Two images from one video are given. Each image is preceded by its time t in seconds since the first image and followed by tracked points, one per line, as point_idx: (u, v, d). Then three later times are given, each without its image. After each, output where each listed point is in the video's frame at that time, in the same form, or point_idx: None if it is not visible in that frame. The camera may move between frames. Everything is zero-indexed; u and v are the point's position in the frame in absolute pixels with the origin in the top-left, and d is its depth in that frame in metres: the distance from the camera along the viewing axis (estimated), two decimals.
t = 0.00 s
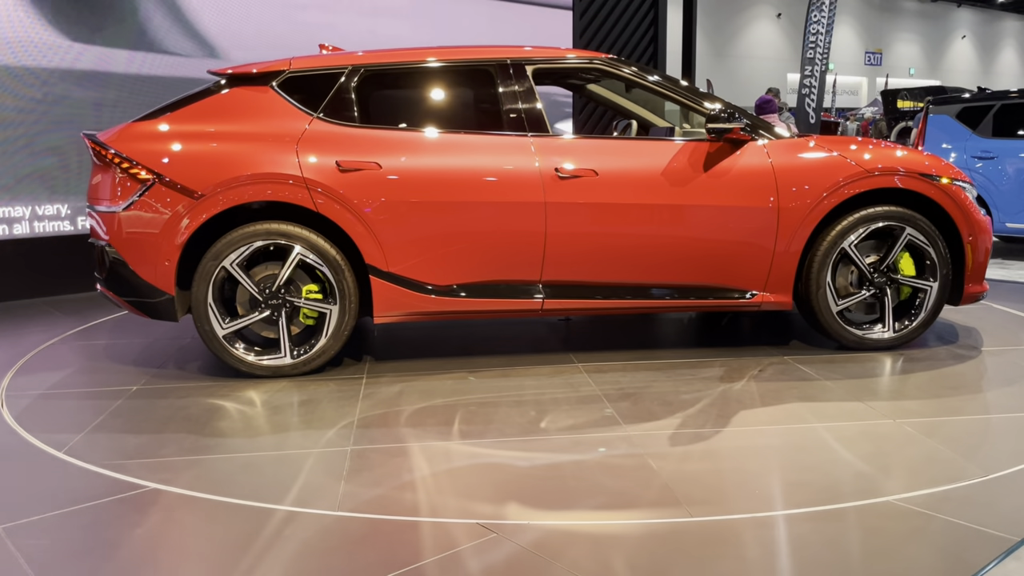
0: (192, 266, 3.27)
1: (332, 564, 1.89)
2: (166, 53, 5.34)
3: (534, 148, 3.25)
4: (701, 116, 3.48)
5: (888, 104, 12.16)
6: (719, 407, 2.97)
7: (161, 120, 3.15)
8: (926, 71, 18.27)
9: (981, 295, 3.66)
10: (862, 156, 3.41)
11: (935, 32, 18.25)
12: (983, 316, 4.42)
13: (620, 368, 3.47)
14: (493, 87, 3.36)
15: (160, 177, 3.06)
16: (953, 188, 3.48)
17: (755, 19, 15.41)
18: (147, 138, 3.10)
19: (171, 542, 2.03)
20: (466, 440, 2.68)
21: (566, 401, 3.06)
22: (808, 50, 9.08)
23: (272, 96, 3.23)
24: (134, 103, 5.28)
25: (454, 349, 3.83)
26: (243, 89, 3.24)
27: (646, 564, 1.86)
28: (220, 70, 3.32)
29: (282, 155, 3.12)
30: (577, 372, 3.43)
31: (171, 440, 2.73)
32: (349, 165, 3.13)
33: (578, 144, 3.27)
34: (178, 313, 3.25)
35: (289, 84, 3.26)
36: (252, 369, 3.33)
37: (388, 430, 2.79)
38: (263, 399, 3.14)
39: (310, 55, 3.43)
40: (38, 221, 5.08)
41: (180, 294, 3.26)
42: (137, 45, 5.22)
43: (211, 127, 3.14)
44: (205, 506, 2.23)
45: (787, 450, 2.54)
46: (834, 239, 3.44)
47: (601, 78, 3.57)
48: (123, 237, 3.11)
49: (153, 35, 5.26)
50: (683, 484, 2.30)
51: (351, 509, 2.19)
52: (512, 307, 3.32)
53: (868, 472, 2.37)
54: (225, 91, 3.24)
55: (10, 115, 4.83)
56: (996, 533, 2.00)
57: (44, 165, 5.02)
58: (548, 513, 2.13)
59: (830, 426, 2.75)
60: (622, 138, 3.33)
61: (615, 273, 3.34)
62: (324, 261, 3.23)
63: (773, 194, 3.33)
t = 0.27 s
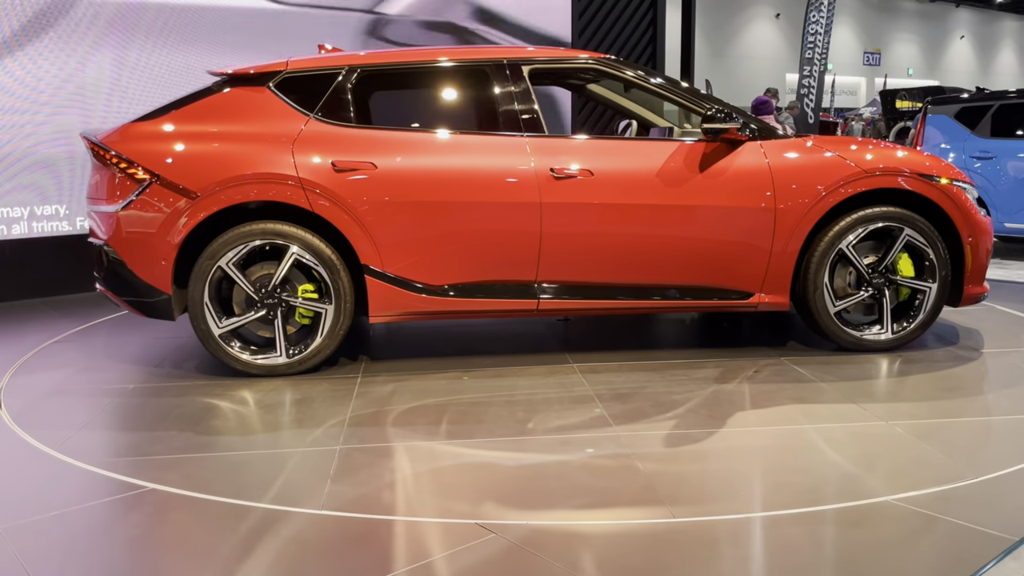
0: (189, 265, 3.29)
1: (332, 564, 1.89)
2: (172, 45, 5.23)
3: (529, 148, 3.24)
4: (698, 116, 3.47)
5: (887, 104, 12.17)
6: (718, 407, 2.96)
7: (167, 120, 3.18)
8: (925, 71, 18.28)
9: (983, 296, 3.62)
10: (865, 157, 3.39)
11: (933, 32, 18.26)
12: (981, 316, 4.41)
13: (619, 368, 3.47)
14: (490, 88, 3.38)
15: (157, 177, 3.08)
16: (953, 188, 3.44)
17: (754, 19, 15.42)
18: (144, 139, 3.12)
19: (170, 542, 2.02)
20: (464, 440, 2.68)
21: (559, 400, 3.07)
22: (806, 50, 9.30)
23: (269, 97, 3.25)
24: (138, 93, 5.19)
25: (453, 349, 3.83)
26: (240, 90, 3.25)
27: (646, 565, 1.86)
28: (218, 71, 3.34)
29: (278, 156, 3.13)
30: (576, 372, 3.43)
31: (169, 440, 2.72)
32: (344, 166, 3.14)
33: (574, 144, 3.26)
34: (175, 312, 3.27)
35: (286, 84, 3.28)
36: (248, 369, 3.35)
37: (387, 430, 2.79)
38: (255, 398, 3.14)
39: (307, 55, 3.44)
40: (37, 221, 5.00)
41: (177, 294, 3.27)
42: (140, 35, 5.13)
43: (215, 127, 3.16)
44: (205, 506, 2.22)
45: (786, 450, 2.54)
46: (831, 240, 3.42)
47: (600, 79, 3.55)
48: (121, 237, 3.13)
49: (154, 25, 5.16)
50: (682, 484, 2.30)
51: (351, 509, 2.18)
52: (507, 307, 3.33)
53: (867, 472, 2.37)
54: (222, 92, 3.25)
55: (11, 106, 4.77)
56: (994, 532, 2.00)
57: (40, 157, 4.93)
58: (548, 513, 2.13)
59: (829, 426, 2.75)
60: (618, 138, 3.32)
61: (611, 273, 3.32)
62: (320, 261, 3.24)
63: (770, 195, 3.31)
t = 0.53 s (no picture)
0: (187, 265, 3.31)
1: (331, 564, 1.89)
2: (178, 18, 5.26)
3: (525, 148, 3.24)
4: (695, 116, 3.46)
5: (885, 104, 12.17)
6: (717, 407, 2.97)
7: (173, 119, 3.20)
8: (923, 71, 18.29)
9: (984, 297, 3.59)
10: (866, 158, 3.37)
11: (932, 32, 18.27)
12: (979, 316, 4.42)
13: (618, 369, 3.47)
14: (487, 88, 3.37)
15: (154, 178, 3.10)
16: (953, 188, 3.41)
17: (753, 19, 15.43)
18: (143, 139, 3.14)
19: (170, 541, 2.01)
20: (463, 440, 2.67)
21: (553, 400, 3.07)
22: (805, 50, 9.40)
23: (266, 97, 3.25)
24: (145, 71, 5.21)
25: (451, 350, 3.83)
26: (237, 90, 3.26)
27: (646, 564, 1.86)
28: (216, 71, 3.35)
29: (274, 156, 3.14)
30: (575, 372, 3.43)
31: (168, 440, 2.72)
32: (340, 166, 3.15)
33: (570, 145, 3.26)
34: (172, 311, 3.29)
35: (283, 84, 3.29)
36: (244, 367, 3.38)
37: (386, 430, 2.79)
38: (247, 397, 3.15)
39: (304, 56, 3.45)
40: (35, 221, 4.99)
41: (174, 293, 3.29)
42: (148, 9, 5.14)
43: (218, 127, 3.17)
44: (204, 505, 2.21)
45: (785, 450, 2.54)
46: (828, 241, 3.40)
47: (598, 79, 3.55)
48: (119, 236, 3.16)
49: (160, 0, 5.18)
50: (681, 483, 2.30)
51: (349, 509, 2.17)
52: (503, 307, 3.33)
53: (866, 471, 2.37)
54: (220, 93, 3.27)
55: (16, 95, 4.77)
56: (994, 532, 2.00)
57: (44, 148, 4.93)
58: (547, 513, 2.13)
59: (827, 426, 2.75)
60: (616, 139, 3.31)
61: (608, 274, 3.31)
62: (315, 261, 3.24)
63: (767, 194, 3.29)
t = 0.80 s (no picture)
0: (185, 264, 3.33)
1: (330, 565, 1.88)
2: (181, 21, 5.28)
3: (520, 147, 3.24)
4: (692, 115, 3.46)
5: (885, 105, 12.18)
6: (715, 407, 2.97)
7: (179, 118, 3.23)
8: (922, 71, 18.29)
9: (984, 299, 3.57)
10: (869, 159, 3.35)
11: (931, 33, 18.28)
12: (978, 316, 4.42)
13: (618, 369, 3.48)
14: (482, 88, 3.37)
15: (152, 177, 3.12)
16: (952, 189, 3.39)
17: (752, 20, 15.43)
18: (143, 139, 3.17)
19: (169, 542, 2.01)
20: (461, 440, 2.67)
21: (544, 400, 3.07)
22: (804, 50, 9.44)
23: (264, 98, 3.28)
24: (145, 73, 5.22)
25: (450, 350, 3.83)
26: (236, 91, 3.30)
27: (643, 565, 1.86)
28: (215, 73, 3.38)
29: (271, 156, 3.16)
30: (574, 372, 3.43)
31: (166, 440, 2.72)
32: (336, 166, 3.17)
33: (566, 145, 3.25)
34: (170, 310, 3.31)
35: (281, 85, 3.31)
36: (241, 367, 3.39)
37: (385, 429, 2.78)
38: (243, 396, 3.16)
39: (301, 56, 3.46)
40: (34, 222, 4.98)
41: (173, 291, 3.32)
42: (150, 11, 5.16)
43: (222, 127, 3.20)
44: (203, 506, 2.21)
45: (783, 451, 2.54)
46: (826, 242, 3.40)
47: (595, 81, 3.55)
48: (118, 236, 3.19)
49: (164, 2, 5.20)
50: (680, 483, 2.30)
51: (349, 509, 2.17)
52: (498, 307, 3.33)
53: (865, 472, 2.37)
54: (219, 94, 3.30)
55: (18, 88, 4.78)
56: (993, 533, 2.00)
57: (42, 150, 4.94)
58: (546, 513, 2.13)
59: (827, 427, 2.75)
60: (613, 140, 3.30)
61: (604, 274, 3.31)
62: (311, 261, 3.26)
63: (764, 195, 3.28)
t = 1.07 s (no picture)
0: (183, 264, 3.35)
1: (329, 564, 1.88)
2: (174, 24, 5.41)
3: (516, 148, 3.24)
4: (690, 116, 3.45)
5: (884, 105, 12.19)
6: (714, 407, 2.97)
7: (186, 117, 3.27)
8: (921, 71, 18.29)
9: (985, 301, 3.55)
10: (871, 160, 3.34)
11: (930, 33, 18.28)
12: (978, 317, 4.42)
13: (618, 370, 3.47)
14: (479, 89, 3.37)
15: (150, 178, 3.15)
16: (952, 190, 3.38)
17: (751, 20, 15.44)
18: (142, 140, 3.20)
19: (169, 542, 2.01)
20: (461, 440, 2.67)
21: (544, 400, 3.07)
22: (804, 51, 9.46)
23: (263, 99, 3.29)
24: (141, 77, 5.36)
25: (448, 350, 3.83)
26: (234, 93, 3.31)
27: (643, 564, 1.86)
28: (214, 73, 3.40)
29: (268, 157, 3.17)
30: (574, 373, 3.43)
31: (165, 441, 2.71)
32: (332, 166, 3.17)
33: (562, 145, 3.25)
34: (168, 310, 3.32)
35: (278, 86, 3.32)
36: (238, 366, 3.40)
37: (385, 429, 2.78)
38: (242, 397, 3.15)
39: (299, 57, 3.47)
40: (33, 221, 5.11)
41: (171, 291, 3.33)
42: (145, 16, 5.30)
43: (228, 127, 3.22)
44: (203, 506, 2.21)
45: (783, 451, 2.54)
46: (823, 243, 3.40)
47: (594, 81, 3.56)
48: (116, 235, 3.21)
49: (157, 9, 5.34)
50: (680, 484, 2.30)
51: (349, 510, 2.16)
52: (495, 308, 3.33)
53: (865, 472, 2.37)
54: (218, 95, 3.32)
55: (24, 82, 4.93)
56: (991, 533, 2.00)
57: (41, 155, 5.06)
58: (546, 513, 2.13)
59: (827, 428, 2.74)
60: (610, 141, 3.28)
61: (602, 275, 3.31)
62: (308, 261, 3.26)
63: (761, 196, 3.27)
